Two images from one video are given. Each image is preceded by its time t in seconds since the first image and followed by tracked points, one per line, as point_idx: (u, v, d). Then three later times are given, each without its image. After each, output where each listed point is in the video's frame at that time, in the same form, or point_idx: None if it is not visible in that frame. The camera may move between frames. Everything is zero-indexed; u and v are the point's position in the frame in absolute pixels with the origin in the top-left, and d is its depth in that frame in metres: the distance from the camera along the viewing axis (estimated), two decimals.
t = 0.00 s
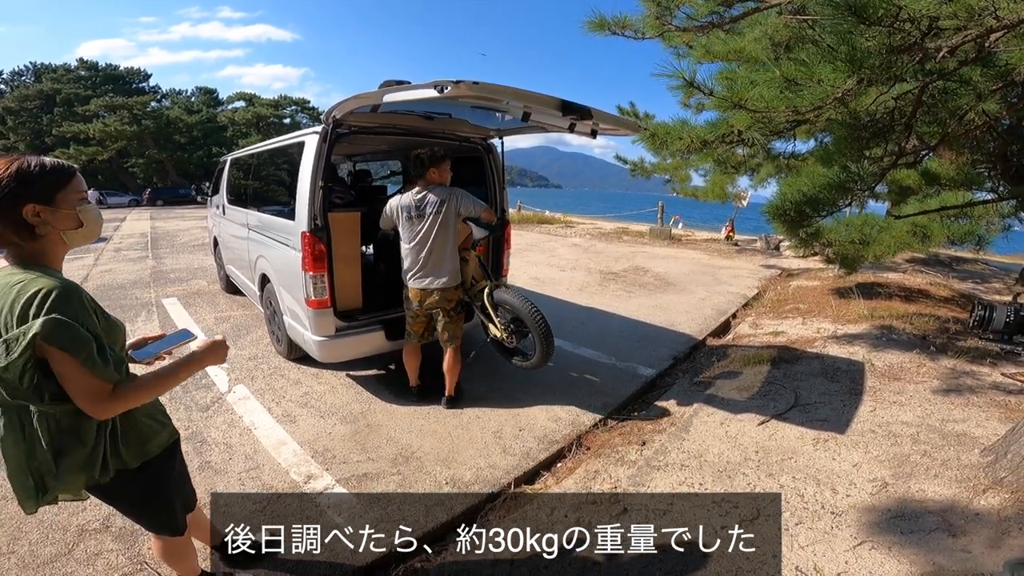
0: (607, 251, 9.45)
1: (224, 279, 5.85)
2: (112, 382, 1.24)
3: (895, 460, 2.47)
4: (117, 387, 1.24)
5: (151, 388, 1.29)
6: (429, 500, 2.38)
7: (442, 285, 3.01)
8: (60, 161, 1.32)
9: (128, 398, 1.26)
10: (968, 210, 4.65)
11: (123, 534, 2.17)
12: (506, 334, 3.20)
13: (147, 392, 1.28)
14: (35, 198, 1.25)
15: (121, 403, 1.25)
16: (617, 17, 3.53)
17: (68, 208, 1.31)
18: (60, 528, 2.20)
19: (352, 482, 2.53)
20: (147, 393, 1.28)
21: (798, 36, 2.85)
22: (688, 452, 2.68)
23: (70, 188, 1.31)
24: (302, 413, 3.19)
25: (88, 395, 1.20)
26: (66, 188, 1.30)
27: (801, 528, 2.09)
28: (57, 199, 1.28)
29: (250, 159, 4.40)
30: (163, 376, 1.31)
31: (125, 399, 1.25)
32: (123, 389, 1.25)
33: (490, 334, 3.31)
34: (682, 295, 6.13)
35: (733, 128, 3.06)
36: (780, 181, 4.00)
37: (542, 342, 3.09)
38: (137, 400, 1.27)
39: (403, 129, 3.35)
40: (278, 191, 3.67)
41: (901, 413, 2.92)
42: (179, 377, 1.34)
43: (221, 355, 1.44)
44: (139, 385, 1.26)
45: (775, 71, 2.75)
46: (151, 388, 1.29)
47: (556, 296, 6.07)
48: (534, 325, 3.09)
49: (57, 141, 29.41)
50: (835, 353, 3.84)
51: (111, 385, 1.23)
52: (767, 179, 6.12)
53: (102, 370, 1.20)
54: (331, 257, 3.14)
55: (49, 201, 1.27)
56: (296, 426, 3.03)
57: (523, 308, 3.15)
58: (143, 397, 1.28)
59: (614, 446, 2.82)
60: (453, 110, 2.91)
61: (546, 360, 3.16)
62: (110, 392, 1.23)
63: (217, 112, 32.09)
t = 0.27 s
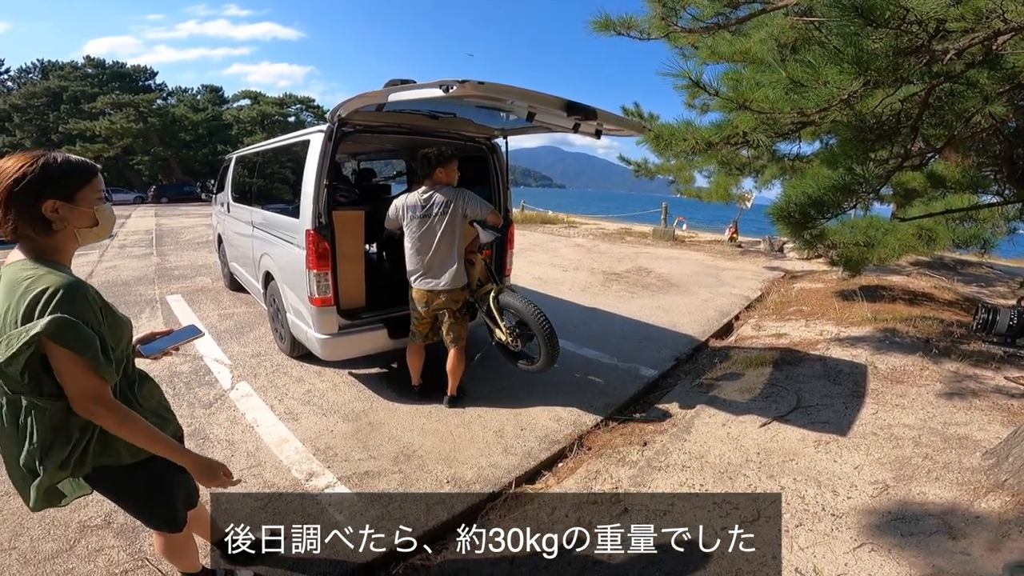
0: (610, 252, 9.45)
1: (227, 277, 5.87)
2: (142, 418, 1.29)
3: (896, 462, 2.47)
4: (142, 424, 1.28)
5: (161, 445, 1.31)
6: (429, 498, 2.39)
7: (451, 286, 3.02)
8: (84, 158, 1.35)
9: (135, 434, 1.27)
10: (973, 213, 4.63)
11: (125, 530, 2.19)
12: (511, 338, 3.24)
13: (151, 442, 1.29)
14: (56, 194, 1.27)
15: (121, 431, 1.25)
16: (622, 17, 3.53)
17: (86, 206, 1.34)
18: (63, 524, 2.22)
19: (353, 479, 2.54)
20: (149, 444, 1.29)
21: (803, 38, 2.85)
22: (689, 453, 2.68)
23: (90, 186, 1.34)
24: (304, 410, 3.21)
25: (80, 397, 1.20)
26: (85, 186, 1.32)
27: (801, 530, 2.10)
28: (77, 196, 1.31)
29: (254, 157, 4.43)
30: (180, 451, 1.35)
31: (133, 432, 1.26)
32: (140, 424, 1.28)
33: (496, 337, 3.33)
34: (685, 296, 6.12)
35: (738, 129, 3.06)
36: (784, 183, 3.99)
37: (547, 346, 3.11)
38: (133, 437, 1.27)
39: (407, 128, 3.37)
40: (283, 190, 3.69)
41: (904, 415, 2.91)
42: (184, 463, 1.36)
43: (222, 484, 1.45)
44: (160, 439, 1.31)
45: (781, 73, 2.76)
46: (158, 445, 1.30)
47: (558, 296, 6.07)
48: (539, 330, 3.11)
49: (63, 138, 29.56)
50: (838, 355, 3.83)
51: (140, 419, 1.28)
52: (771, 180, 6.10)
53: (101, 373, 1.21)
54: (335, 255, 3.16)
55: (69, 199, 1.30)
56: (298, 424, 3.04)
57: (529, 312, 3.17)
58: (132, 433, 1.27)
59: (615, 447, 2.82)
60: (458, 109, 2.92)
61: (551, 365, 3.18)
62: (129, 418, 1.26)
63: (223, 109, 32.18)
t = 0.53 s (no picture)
0: (612, 249, 9.44)
1: (230, 275, 5.89)
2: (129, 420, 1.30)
3: (898, 460, 2.47)
4: (129, 426, 1.29)
5: (143, 449, 1.31)
6: (431, 496, 2.40)
7: (452, 284, 3.04)
8: (94, 158, 1.36)
9: (119, 436, 1.27)
10: (976, 210, 4.61)
11: (130, 528, 2.20)
12: (513, 335, 3.24)
13: (133, 446, 1.30)
14: (63, 193, 1.28)
15: (105, 431, 1.26)
16: (623, 15, 3.52)
17: (93, 205, 1.35)
18: (67, 522, 2.23)
19: (356, 477, 2.55)
20: (132, 448, 1.29)
21: (804, 35, 2.84)
22: (691, 450, 2.68)
23: (97, 186, 1.34)
24: (307, 408, 3.22)
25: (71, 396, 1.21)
26: (91, 186, 1.33)
27: (802, 527, 2.10)
28: (84, 195, 1.31)
29: (256, 156, 4.43)
30: (163, 456, 1.36)
31: (118, 433, 1.27)
32: (126, 426, 1.28)
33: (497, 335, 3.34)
34: (687, 293, 6.12)
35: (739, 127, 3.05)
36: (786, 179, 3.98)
37: (548, 344, 3.12)
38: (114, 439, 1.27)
39: (409, 126, 3.37)
40: (284, 188, 3.69)
41: (906, 413, 2.91)
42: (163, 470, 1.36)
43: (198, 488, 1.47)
44: (145, 442, 1.32)
45: (783, 70, 2.76)
46: (140, 449, 1.31)
47: (560, 293, 6.07)
48: (541, 327, 3.11)
49: (65, 137, 29.62)
50: (840, 353, 3.83)
51: (128, 420, 1.29)
52: (774, 177, 6.09)
53: (92, 374, 1.21)
54: (336, 253, 3.17)
55: (76, 198, 1.30)
56: (301, 422, 3.06)
57: (530, 309, 3.18)
58: (115, 435, 1.27)
59: (617, 444, 2.83)
60: (459, 107, 2.91)
61: (553, 363, 3.19)
62: (116, 419, 1.27)
63: (224, 108, 32.20)
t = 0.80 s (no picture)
0: (610, 253, 9.46)
1: (228, 277, 5.88)
2: (138, 415, 1.30)
3: (894, 463, 2.47)
4: (141, 421, 1.29)
5: (157, 442, 1.31)
6: (428, 498, 2.40)
7: (452, 286, 3.05)
8: (83, 155, 1.35)
9: (131, 430, 1.27)
10: (973, 214, 4.64)
11: (125, 529, 2.19)
12: (511, 338, 3.24)
13: (147, 438, 1.29)
14: (46, 191, 1.27)
15: (116, 427, 1.26)
16: (622, 18, 3.54)
17: (78, 204, 1.33)
18: (62, 523, 2.22)
19: (353, 479, 2.54)
20: (146, 441, 1.30)
21: (803, 39, 2.86)
22: (688, 453, 2.68)
23: (82, 183, 1.32)
24: (304, 410, 3.21)
25: (80, 395, 1.21)
26: (77, 183, 1.31)
27: (798, 530, 2.10)
28: (67, 193, 1.30)
29: (255, 157, 4.43)
30: (179, 447, 1.35)
31: (129, 428, 1.27)
32: (136, 420, 1.28)
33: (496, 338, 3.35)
34: (685, 296, 6.13)
35: (737, 131, 3.07)
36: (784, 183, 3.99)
37: (546, 345, 3.12)
38: (127, 434, 1.27)
39: (408, 128, 3.37)
40: (283, 189, 3.70)
41: (903, 416, 2.91)
42: (180, 459, 1.36)
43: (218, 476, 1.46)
44: (159, 435, 1.32)
45: (781, 74, 2.78)
46: (153, 442, 1.30)
47: (558, 296, 6.08)
48: (538, 329, 3.11)
49: (63, 137, 29.58)
50: (837, 356, 3.84)
51: (138, 415, 1.29)
52: (771, 181, 6.11)
53: (97, 372, 1.21)
54: (335, 255, 3.16)
55: (59, 196, 1.29)
56: (297, 424, 3.05)
57: (528, 312, 3.18)
58: (126, 431, 1.27)
59: (614, 447, 2.83)
60: (458, 109, 2.92)
61: (552, 363, 3.18)
62: (126, 414, 1.27)
63: (223, 109, 32.20)
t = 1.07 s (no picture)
0: (609, 253, 9.46)
1: (225, 279, 5.87)
2: (134, 422, 1.28)
3: (894, 462, 2.47)
4: (137, 428, 1.28)
5: (151, 451, 1.30)
6: (428, 499, 2.39)
7: (450, 288, 3.04)
8: (65, 156, 1.32)
9: (127, 437, 1.27)
10: (969, 212, 4.64)
11: (124, 532, 2.18)
12: (509, 339, 3.24)
13: (142, 446, 1.28)
14: (22, 194, 1.25)
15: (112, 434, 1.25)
16: (618, 18, 3.54)
17: (58, 205, 1.30)
18: (61, 526, 2.21)
19: (352, 481, 2.53)
20: (140, 449, 1.28)
21: (798, 38, 2.87)
22: (687, 453, 2.68)
23: (60, 184, 1.29)
24: (302, 412, 3.20)
25: (76, 400, 1.20)
26: (53, 184, 1.28)
27: (799, 529, 2.10)
28: (44, 194, 1.27)
29: (252, 159, 4.42)
30: (172, 455, 1.34)
31: (124, 435, 1.26)
32: (132, 427, 1.27)
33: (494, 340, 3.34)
34: (683, 296, 6.13)
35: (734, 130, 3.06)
36: (781, 183, 3.99)
37: (544, 347, 3.11)
38: (122, 441, 1.26)
39: (404, 129, 3.37)
40: (280, 191, 3.69)
41: (901, 415, 2.91)
42: (171, 467, 1.35)
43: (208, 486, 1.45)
44: (154, 442, 1.31)
45: (776, 73, 2.77)
46: (148, 450, 1.29)
47: (556, 297, 6.07)
48: (537, 330, 3.10)
49: (59, 140, 29.50)
50: (835, 355, 3.84)
51: (133, 422, 1.28)
52: (769, 180, 6.11)
53: (94, 377, 1.20)
54: (332, 257, 3.16)
55: (37, 198, 1.27)
56: (296, 426, 3.04)
57: (526, 313, 3.17)
58: (121, 437, 1.26)
59: (613, 447, 2.82)
60: (454, 111, 2.91)
61: (551, 363, 3.16)
62: (122, 421, 1.26)
63: (220, 112, 32.14)
